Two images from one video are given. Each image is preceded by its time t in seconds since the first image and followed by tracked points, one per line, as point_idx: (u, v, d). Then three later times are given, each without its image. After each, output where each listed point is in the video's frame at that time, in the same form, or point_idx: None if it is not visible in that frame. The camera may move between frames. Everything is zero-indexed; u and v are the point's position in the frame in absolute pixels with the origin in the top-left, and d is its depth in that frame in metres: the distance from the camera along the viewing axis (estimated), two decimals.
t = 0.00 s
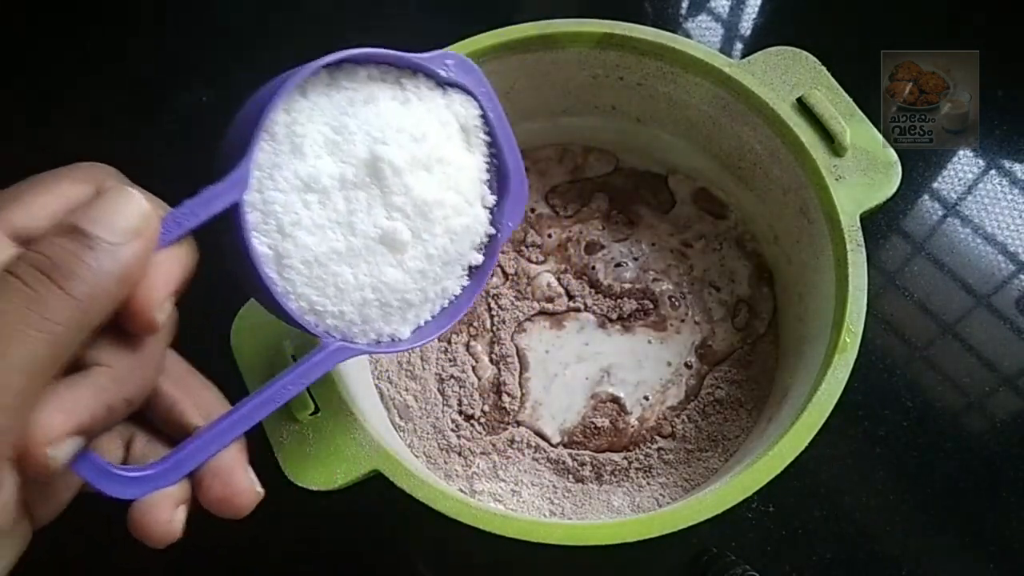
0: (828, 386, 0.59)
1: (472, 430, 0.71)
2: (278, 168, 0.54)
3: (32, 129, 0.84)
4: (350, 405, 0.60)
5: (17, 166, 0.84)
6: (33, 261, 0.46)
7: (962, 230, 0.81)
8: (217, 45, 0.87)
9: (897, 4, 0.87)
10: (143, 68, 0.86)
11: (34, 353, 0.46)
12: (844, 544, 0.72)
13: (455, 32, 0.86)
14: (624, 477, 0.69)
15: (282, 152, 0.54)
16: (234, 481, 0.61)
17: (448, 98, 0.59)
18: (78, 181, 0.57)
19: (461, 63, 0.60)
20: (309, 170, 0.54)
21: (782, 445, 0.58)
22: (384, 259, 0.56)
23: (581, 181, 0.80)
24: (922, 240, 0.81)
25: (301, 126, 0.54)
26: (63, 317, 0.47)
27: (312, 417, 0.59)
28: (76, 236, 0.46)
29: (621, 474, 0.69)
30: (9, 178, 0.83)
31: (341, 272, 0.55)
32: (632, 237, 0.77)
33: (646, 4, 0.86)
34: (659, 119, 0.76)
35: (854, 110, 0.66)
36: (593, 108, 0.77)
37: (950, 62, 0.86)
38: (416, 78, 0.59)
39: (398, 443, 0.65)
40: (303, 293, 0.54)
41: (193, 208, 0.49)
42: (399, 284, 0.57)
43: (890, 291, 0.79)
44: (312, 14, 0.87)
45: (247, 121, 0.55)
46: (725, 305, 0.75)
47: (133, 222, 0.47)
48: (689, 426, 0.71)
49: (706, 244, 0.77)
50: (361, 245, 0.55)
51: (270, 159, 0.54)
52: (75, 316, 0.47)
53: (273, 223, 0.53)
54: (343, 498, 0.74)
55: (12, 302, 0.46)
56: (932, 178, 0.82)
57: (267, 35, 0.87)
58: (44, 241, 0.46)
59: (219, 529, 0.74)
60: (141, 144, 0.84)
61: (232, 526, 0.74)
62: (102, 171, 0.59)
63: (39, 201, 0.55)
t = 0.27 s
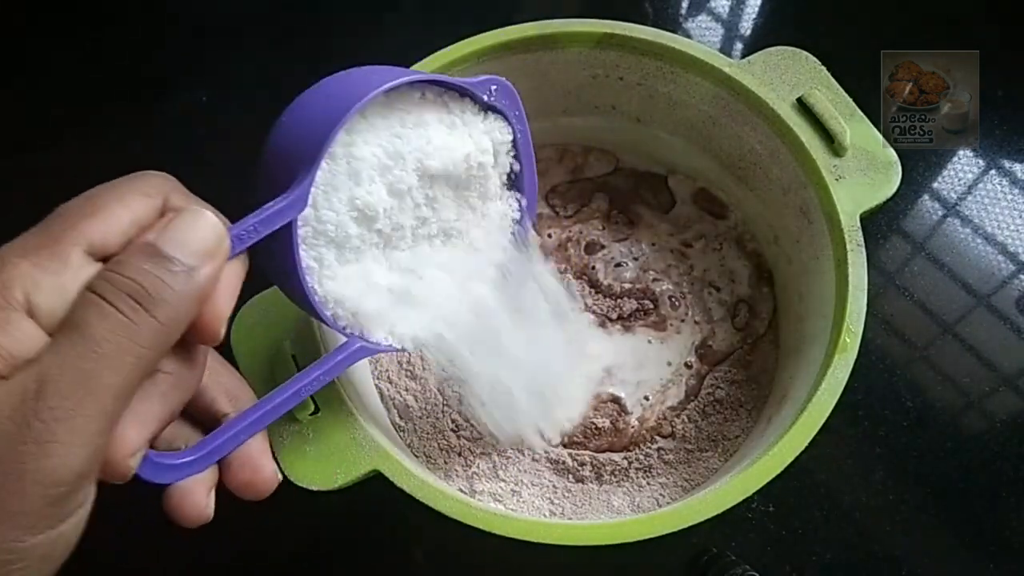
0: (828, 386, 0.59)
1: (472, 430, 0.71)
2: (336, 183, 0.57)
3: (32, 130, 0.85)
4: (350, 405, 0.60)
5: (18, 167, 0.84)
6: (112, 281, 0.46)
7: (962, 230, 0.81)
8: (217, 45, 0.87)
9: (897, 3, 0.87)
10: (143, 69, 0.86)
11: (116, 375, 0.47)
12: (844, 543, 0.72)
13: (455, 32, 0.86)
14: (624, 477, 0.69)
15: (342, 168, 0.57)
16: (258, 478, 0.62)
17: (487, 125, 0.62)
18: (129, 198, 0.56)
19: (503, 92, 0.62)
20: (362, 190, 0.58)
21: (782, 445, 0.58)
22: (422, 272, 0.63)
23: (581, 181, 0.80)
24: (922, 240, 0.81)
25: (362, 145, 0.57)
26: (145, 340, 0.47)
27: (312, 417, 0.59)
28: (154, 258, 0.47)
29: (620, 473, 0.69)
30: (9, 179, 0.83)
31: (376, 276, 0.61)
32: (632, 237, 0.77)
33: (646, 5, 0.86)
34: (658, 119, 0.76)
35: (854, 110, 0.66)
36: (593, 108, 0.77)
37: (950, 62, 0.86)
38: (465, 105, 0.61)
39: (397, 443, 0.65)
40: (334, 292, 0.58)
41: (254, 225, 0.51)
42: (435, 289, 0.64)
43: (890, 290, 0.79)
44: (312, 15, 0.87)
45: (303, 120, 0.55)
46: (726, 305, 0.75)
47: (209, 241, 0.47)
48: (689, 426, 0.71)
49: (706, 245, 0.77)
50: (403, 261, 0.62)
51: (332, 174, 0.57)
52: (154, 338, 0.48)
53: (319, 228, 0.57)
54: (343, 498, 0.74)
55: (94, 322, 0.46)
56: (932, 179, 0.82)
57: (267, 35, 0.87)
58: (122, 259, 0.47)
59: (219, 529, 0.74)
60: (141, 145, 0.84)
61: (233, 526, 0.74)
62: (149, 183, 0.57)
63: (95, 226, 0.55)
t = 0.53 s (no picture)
0: (828, 386, 0.59)
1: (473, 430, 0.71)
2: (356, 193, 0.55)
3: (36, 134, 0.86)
4: (350, 406, 0.60)
5: (22, 170, 0.85)
6: (162, 300, 0.45)
7: (962, 230, 0.81)
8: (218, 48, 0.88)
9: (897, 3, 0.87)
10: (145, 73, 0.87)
11: (170, 395, 0.46)
12: (844, 543, 0.72)
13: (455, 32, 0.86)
14: (624, 477, 0.69)
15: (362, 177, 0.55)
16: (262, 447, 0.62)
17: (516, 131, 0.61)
18: (171, 202, 0.51)
19: (532, 98, 0.61)
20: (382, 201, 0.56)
21: (782, 445, 0.58)
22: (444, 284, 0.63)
23: (581, 181, 0.80)
24: (921, 240, 0.81)
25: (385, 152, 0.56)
26: (197, 358, 0.46)
27: (312, 417, 0.59)
28: (200, 275, 0.45)
29: (621, 474, 0.69)
30: (14, 183, 0.85)
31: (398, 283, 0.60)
32: (632, 237, 0.77)
33: (646, 5, 0.86)
34: (658, 119, 0.76)
35: (854, 110, 0.66)
36: (593, 109, 0.77)
37: (950, 62, 0.86)
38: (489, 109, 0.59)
39: (397, 443, 0.65)
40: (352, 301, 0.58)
41: (291, 237, 0.51)
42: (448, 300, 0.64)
43: (890, 290, 0.79)
44: (313, 17, 0.87)
45: (338, 112, 0.54)
46: (726, 305, 0.75)
47: (252, 255, 0.46)
48: (689, 426, 0.71)
49: (705, 245, 0.77)
50: (425, 271, 0.61)
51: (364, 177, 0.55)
52: (207, 354, 0.46)
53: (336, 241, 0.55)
54: (343, 497, 0.74)
55: (147, 345, 0.45)
56: (932, 179, 0.82)
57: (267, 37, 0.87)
58: (170, 277, 0.45)
59: (220, 529, 0.74)
60: (143, 148, 0.85)
61: (233, 525, 0.74)
62: (191, 186, 0.52)
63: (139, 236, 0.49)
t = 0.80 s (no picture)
0: (828, 386, 0.59)
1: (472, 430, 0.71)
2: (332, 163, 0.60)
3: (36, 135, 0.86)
4: (349, 406, 0.60)
5: (23, 170, 0.85)
6: (169, 292, 0.45)
7: (962, 230, 0.81)
8: (218, 48, 0.88)
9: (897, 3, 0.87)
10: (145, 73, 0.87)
11: (183, 387, 0.46)
12: (844, 543, 0.72)
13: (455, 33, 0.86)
14: (624, 477, 0.69)
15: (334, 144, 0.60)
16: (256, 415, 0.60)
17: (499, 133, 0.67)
18: (176, 188, 0.48)
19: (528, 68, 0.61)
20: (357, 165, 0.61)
21: (782, 445, 0.58)
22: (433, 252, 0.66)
23: (581, 181, 0.80)
24: (921, 240, 0.81)
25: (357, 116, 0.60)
26: (208, 349, 0.46)
27: (312, 417, 0.59)
28: (206, 265, 0.45)
29: (621, 474, 0.69)
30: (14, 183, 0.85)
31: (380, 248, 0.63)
32: (632, 237, 0.77)
33: (646, 5, 0.86)
34: (659, 119, 0.76)
35: (854, 111, 0.66)
36: (593, 108, 0.77)
37: (950, 62, 0.86)
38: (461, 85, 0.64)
39: (397, 444, 0.64)
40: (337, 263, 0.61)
41: (292, 218, 0.50)
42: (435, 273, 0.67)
43: (889, 290, 0.79)
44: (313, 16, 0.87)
45: (351, 77, 0.53)
46: (727, 305, 0.75)
47: (256, 243, 0.46)
48: (689, 426, 0.71)
49: (705, 245, 0.77)
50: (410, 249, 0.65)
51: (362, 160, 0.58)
52: (216, 345, 0.46)
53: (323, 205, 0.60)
54: (343, 497, 0.74)
55: (160, 338, 0.45)
56: (932, 179, 0.82)
57: (267, 38, 0.87)
58: (176, 268, 0.45)
59: (220, 529, 0.74)
60: (143, 148, 0.85)
61: (234, 525, 0.74)
62: (195, 170, 0.49)
63: (148, 228, 0.46)
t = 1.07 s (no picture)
0: (828, 386, 0.59)
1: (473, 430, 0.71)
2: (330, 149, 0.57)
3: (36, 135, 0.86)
4: (350, 405, 0.60)
5: (23, 170, 0.85)
6: (153, 269, 0.45)
7: (962, 230, 0.81)
8: (219, 49, 0.88)
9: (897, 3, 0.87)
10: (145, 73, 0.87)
11: (170, 365, 0.46)
12: (844, 543, 0.72)
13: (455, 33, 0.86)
14: (624, 477, 0.70)
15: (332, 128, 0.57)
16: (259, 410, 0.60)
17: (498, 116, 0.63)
18: (160, 171, 0.48)
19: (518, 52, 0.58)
20: (357, 154, 0.58)
21: (782, 445, 0.58)
22: (430, 241, 0.64)
23: (581, 181, 0.80)
24: (921, 240, 0.81)
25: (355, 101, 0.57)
26: (195, 326, 0.46)
27: (312, 417, 0.59)
28: (193, 244, 0.45)
29: (620, 474, 0.70)
30: (15, 183, 0.85)
31: (380, 240, 0.61)
32: (631, 237, 0.77)
33: (646, 5, 0.86)
34: (658, 119, 0.76)
35: (854, 111, 0.66)
36: (592, 108, 0.77)
37: (950, 62, 0.86)
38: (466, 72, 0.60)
39: (398, 444, 0.65)
40: (338, 256, 0.59)
41: (281, 200, 0.51)
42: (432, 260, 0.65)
43: (889, 290, 0.79)
44: (312, 16, 0.87)
45: (335, 58, 0.53)
46: (727, 305, 0.75)
47: (242, 222, 0.46)
48: (689, 426, 0.71)
49: (705, 245, 0.77)
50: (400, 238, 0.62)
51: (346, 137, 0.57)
52: (203, 322, 0.47)
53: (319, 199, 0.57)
54: (343, 497, 0.74)
55: (147, 316, 0.45)
56: (932, 178, 0.82)
57: (268, 38, 0.87)
58: (163, 247, 0.45)
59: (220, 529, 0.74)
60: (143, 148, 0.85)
61: (233, 525, 0.74)
62: (180, 152, 0.50)
63: (132, 207, 0.47)
